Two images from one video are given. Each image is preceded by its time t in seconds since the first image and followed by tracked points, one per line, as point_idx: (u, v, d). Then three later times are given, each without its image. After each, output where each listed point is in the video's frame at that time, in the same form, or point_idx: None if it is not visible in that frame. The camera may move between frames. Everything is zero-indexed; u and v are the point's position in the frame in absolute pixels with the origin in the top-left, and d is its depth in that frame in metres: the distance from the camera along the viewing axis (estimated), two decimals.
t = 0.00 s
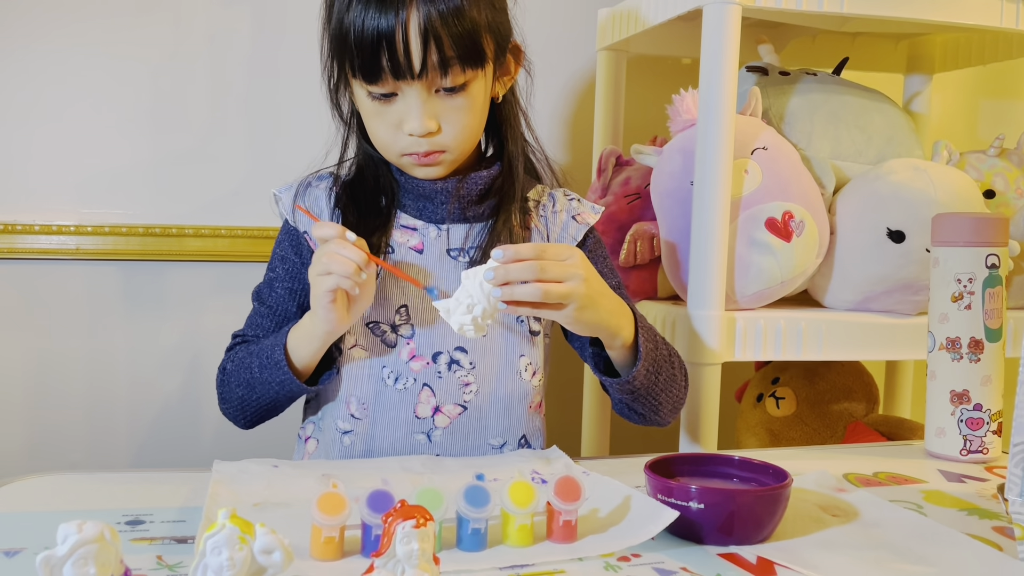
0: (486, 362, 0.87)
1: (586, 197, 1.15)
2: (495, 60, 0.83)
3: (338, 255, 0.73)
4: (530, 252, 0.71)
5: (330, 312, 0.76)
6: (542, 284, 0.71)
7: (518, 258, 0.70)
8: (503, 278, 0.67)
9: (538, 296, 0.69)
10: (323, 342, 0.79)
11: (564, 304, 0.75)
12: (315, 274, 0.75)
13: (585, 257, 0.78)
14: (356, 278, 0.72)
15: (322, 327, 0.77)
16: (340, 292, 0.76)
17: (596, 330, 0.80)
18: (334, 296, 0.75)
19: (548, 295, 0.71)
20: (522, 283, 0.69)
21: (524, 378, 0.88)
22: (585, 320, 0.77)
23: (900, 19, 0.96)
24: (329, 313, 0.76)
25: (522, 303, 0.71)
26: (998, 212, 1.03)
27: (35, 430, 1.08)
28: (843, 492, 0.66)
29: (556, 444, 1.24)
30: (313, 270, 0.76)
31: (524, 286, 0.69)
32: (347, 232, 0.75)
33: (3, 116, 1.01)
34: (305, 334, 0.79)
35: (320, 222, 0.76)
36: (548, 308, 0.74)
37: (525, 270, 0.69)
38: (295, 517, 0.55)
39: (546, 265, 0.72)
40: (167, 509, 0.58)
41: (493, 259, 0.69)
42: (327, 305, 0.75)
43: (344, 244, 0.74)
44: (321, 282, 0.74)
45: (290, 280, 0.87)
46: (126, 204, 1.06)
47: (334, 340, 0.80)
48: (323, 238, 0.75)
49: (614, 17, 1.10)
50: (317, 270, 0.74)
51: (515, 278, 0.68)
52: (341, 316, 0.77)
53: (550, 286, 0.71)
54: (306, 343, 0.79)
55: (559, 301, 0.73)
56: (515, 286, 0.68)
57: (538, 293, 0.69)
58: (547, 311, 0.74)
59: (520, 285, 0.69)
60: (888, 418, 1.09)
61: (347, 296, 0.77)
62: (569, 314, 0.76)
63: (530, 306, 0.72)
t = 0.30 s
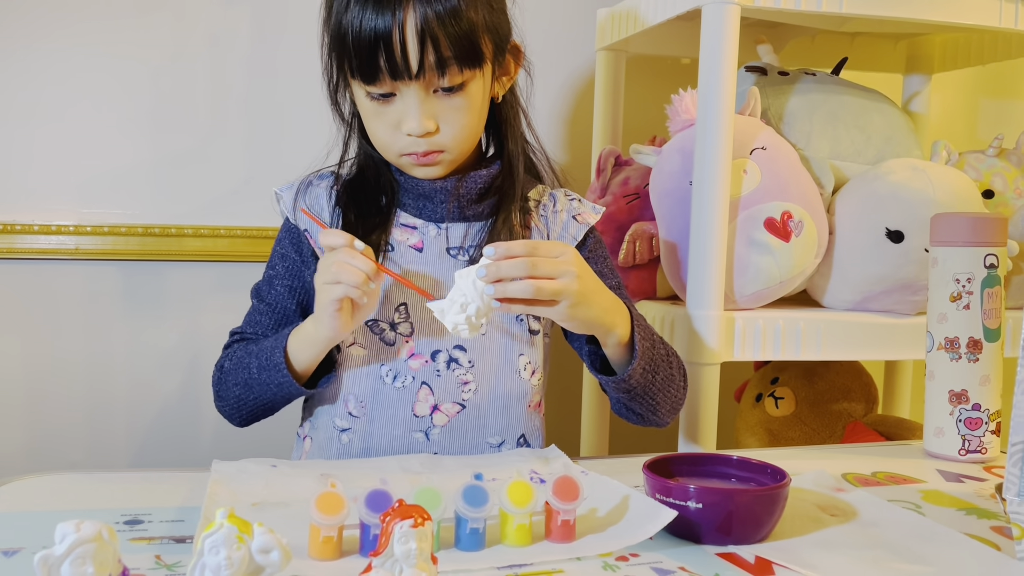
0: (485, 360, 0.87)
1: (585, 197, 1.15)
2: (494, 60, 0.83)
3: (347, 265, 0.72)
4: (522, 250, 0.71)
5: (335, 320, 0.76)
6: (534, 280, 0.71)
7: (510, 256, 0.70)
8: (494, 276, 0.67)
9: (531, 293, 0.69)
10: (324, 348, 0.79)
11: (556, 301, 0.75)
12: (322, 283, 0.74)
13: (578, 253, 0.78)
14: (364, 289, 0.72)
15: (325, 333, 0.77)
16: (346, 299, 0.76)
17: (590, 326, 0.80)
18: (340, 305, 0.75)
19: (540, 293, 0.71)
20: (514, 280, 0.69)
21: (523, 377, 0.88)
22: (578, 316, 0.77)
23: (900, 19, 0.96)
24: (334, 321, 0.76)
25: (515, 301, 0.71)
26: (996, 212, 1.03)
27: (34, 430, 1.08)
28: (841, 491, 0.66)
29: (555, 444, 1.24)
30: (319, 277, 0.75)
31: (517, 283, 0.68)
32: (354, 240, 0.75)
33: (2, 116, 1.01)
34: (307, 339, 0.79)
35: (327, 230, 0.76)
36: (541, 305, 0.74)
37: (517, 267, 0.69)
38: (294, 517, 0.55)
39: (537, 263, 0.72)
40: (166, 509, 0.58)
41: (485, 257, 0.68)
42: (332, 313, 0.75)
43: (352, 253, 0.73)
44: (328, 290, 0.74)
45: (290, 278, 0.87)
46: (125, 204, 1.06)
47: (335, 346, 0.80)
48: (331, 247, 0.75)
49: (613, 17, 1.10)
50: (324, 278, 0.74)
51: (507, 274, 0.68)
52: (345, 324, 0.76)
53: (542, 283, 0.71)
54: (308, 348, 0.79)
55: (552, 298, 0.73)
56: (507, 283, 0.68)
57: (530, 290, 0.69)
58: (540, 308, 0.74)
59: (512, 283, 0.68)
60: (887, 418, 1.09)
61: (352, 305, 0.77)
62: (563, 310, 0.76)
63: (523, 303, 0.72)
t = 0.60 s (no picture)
0: (483, 361, 0.87)
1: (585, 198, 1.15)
2: (494, 62, 0.83)
3: (356, 263, 0.72)
4: (513, 252, 0.71)
5: (339, 319, 0.76)
6: (526, 283, 0.71)
7: (501, 258, 0.70)
8: (486, 280, 0.67)
9: (522, 296, 0.69)
10: (326, 347, 0.79)
11: (548, 303, 0.75)
12: (326, 282, 0.74)
13: (570, 254, 0.78)
14: (371, 288, 0.72)
15: (328, 333, 0.77)
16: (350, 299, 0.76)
17: (580, 328, 0.80)
18: (344, 304, 0.75)
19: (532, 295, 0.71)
20: (507, 284, 0.68)
21: (521, 378, 0.88)
22: (569, 318, 0.77)
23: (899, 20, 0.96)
24: (338, 319, 0.76)
25: (508, 303, 0.71)
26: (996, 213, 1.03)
27: (34, 430, 1.08)
28: (841, 492, 0.66)
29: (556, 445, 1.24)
30: (322, 276, 0.75)
31: (509, 287, 0.68)
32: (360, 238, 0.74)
33: (3, 117, 1.01)
34: (307, 339, 0.78)
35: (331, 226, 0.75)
36: (532, 307, 0.74)
37: (509, 270, 0.68)
38: (294, 518, 0.55)
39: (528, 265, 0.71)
40: (167, 510, 0.58)
41: (476, 261, 0.68)
42: (337, 311, 0.75)
43: (359, 252, 0.73)
44: (334, 289, 0.73)
45: (289, 278, 0.87)
46: (126, 205, 1.06)
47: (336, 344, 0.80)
48: (335, 244, 0.74)
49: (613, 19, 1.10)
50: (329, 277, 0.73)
51: (499, 278, 0.68)
52: (348, 322, 0.77)
53: (532, 285, 0.71)
54: (308, 347, 0.79)
55: (543, 300, 0.73)
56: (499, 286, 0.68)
57: (522, 293, 0.69)
58: (530, 310, 0.74)
59: (505, 286, 0.68)
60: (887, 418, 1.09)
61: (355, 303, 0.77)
62: (554, 312, 0.76)
63: (516, 306, 0.72)
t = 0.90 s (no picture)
0: (483, 363, 0.88)
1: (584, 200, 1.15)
2: (495, 65, 0.84)
3: (364, 264, 0.72)
4: (526, 260, 0.72)
5: (342, 318, 0.76)
6: (540, 291, 0.71)
7: (515, 266, 0.71)
8: (500, 287, 0.68)
9: (536, 304, 0.70)
10: (322, 346, 0.78)
11: (563, 311, 0.76)
12: (333, 283, 0.73)
13: (583, 262, 0.78)
14: (378, 286, 0.72)
15: (329, 333, 0.76)
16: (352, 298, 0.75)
17: (595, 336, 0.80)
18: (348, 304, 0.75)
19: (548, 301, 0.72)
20: (521, 291, 0.70)
21: (521, 379, 0.88)
22: (584, 325, 0.78)
23: (898, 22, 0.96)
24: (341, 319, 0.75)
25: (521, 310, 0.72)
26: (994, 215, 1.03)
27: (34, 432, 1.08)
28: (840, 494, 0.66)
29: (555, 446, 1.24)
30: (326, 276, 0.74)
31: (523, 295, 0.69)
32: (365, 238, 0.74)
33: (3, 119, 1.02)
34: (305, 339, 0.78)
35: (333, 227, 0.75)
36: (547, 314, 0.75)
37: (522, 278, 0.69)
38: (293, 520, 0.55)
39: (545, 273, 0.72)
40: (166, 513, 0.58)
41: (490, 269, 0.69)
42: (342, 311, 0.75)
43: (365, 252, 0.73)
44: (342, 289, 0.73)
45: (284, 279, 0.87)
46: (125, 207, 1.06)
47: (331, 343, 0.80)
48: (340, 245, 0.74)
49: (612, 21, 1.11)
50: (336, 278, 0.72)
51: (513, 286, 0.69)
52: (350, 322, 0.76)
53: (548, 292, 0.72)
54: (306, 347, 0.78)
55: (558, 307, 0.74)
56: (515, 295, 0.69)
57: (537, 301, 0.70)
58: (547, 318, 0.75)
59: (518, 293, 0.69)
60: (887, 420, 1.09)
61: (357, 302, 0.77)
62: (568, 320, 0.76)
63: (529, 313, 0.73)
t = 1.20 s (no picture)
0: (487, 366, 0.88)
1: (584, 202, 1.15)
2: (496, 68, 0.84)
3: (368, 258, 0.73)
4: (556, 268, 0.73)
5: (344, 318, 0.75)
6: (571, 300, 0.73)
7: (546, 275, 0.72)
8: (532, 296, 0.69)
9: (566, 312, 0.72)
10: (321, 351, 0.78)
11: (591, 320, 0.77)
12: (335, 278, 0.74)
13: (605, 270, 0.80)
14: (381, 284, 0.72)
15: (329, 335, 0.76)
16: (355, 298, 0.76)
17: (616, 342, 0.82)
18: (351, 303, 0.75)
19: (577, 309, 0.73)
20: (551, 299, 0.71)
21: (522, 380, 0.89)
22: (607, 332, 0.79)
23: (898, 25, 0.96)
24: (343, 319, 0.75)
25: (549, 318, 0.73)
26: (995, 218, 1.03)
27: (35, 436, 1.08)
28: (841, 498, 0.66)
29: (556, 449, 1.24)
30: (329, 272, 0.75)
31: (553, 303, 0.71)
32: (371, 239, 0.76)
33: (4, 123, 1.02)
34: (303, 342, 0.77)
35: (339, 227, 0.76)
36: (574, 323, 0.76)
37: (555, 286, 0.71)
38: (295, 525, 0.55)
39: (574, 282, 0.74)
40: (168, 517, 0.58)
41: (521, 277, 0.70)
42: (344, 311, 0.75)
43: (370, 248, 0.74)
44: (345, 285, 0.73)
45: (278, 284, 0.86)
46: (126, 211, 1.07)
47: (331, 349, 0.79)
48: (347, 241, 0.76)
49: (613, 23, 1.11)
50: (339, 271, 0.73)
51: (544, 294, 0.70)
52: (352, 324, 0.76)
53: (577, 300, 0.74)
54: (306, 351, 0.78)
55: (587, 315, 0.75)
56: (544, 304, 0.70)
57: (567, 309, 0.72)
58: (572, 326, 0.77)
59: (549, 301, 0.71)
60: (888, 422, 1.10)
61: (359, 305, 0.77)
62: (595, 328, 0.78)
63: (557, 321, 0.74)
